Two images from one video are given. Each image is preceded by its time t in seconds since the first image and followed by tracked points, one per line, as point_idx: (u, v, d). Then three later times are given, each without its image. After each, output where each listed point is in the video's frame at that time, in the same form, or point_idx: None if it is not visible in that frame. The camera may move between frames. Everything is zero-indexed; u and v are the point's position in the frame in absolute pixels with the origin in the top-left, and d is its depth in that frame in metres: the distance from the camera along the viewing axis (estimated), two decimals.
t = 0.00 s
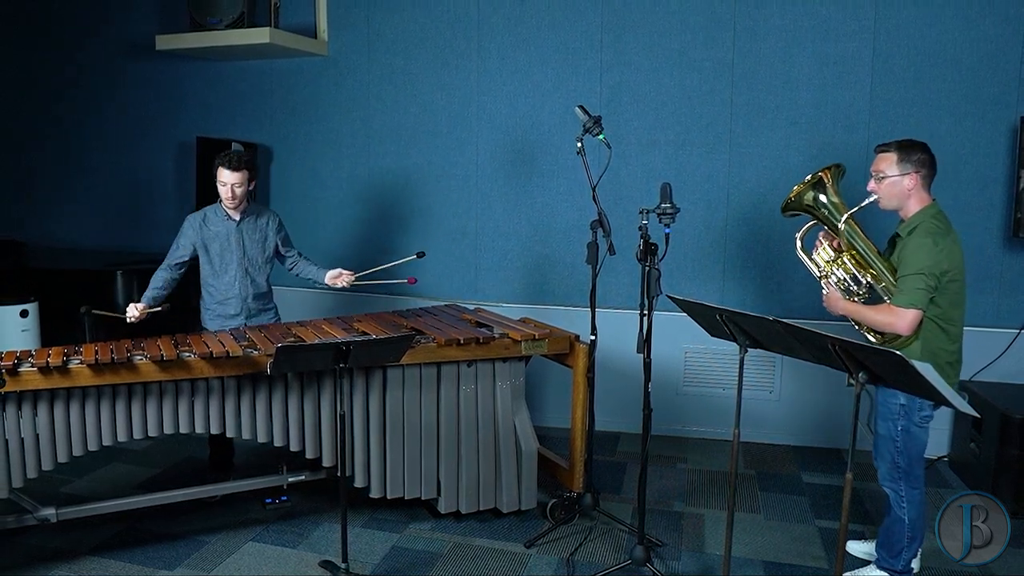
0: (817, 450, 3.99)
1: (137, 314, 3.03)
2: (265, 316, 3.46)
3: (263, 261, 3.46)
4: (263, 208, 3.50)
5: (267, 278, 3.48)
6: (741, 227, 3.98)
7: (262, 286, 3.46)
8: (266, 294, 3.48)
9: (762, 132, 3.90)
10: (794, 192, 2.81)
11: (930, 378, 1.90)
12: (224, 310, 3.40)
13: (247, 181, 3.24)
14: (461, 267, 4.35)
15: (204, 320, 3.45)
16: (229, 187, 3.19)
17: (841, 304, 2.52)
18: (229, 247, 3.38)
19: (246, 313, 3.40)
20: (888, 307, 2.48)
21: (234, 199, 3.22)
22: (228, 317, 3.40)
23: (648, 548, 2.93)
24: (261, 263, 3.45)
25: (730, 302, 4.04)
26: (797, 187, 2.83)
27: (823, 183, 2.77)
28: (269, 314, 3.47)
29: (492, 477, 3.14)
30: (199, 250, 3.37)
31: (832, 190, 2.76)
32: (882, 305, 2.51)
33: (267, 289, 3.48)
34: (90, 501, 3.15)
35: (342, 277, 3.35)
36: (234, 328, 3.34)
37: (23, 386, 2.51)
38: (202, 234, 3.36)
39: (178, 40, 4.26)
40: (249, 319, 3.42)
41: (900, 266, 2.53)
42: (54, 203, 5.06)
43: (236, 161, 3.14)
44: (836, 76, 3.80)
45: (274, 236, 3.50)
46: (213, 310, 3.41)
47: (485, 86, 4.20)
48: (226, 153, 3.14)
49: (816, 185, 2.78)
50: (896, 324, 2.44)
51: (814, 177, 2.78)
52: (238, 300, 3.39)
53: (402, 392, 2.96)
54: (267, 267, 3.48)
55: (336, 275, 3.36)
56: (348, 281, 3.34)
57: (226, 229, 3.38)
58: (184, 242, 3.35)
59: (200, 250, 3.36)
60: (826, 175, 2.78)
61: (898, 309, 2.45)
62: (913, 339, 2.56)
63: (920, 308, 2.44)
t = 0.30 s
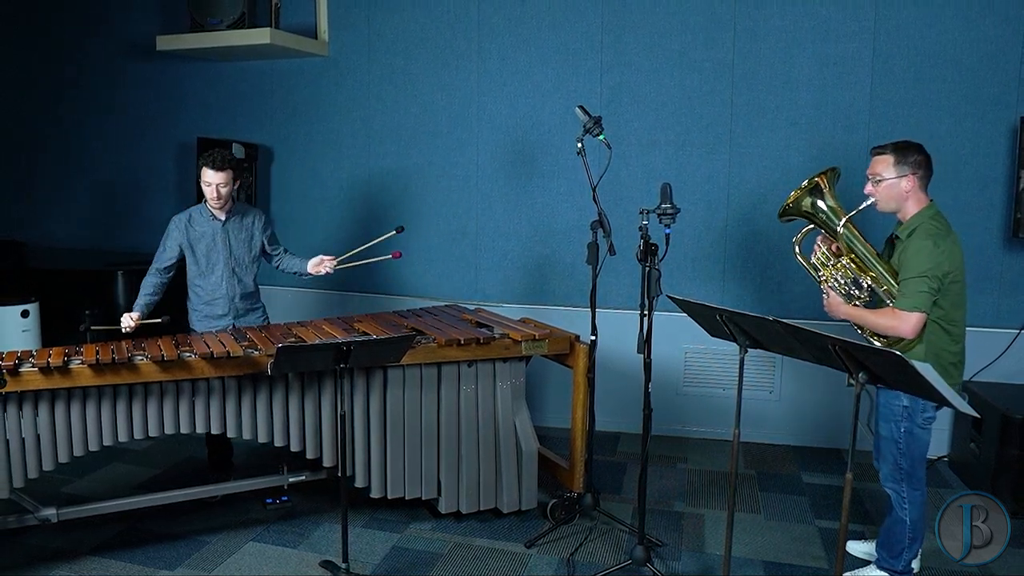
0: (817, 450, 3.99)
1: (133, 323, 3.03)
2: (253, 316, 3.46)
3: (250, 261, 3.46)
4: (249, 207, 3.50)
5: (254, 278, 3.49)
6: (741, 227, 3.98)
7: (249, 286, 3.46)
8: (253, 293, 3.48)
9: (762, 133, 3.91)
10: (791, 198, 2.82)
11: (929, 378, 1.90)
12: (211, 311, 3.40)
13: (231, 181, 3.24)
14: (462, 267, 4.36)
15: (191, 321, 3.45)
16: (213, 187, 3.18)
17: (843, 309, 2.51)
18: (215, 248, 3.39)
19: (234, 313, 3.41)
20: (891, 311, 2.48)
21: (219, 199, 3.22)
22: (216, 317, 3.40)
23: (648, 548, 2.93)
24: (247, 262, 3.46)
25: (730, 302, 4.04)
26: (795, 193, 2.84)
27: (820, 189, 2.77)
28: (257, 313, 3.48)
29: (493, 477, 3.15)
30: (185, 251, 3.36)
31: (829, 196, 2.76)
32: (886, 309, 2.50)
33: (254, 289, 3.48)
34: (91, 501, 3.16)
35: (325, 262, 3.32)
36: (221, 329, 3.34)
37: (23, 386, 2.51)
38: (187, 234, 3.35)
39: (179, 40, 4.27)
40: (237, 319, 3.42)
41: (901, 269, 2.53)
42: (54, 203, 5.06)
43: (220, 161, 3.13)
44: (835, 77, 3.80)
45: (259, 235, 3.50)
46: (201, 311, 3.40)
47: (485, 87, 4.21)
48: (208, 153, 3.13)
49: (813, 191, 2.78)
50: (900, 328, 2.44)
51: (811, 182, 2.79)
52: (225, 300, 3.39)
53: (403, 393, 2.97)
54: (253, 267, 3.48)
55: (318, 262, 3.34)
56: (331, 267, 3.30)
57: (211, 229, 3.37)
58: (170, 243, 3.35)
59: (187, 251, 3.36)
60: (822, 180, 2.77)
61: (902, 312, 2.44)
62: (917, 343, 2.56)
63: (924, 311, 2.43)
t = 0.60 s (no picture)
0: (818, 450, 4.00)
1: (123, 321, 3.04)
2: (245, 316, 3.46)
3: (241, 260, 3.46)
4: (240, 207, 3.50)
5: (246, 277, 3.48)
6: (741, 227, 3.98)
7: (241, 286, 3.46)
8: (246, 294, 3.48)
9: (762, 133, 3.91)
10: (791, 202, 2.83)
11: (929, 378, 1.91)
12: (204, 311, 3.40)
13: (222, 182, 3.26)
14: (463, 268, 4.36)
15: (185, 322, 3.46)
16: (204, 189, 3.20)
17: (844, 311, 2.50)
18: (207, 248, 3.39)
19: (226, 313, 3.40)
20: (893, 313, 2.49)
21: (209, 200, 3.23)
22: (208, 318, 3.40)
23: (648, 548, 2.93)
24: (239, 262, 3.45)
25: (730, 302, 4.04)
26: (794, 197, 2.84)
27: (818, 191, 2.78)
28: (249, 313, 3.47)
29: (493, 477, 3.15)
30: (176, 251, 3.38)
31: (828, 198, 2.76)
32: (887, 312, 2.51)
33: (246, 289, 3.48)
34: (92, 501, 3.16)
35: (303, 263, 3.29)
36: (214, 330, 3.35)
37: (24, 387, 2.51)
38: (178, 235, 3.37)
39: (180, 41, 4.27)
40: (230, 319, 3.42)
41: (902, 271, 2.53)
42: (55, 203, 5.07)
43: (209, 162, 3.16)
44: (835, 77, 3.81)
45: (251, 235, 3.50)
46: (194, 311, 3.41)
47: (486, 88, 4.21)
48: (197, 155, 3.16)
49: (812, 194, 2.79)
50: (903, 330, 2.44)
51: (810, 185, 2.79)
52: (217, 300, 3.39)
53: (404, 393, 2.97)
54: (245, 267, 3.48)
55: (299, 263, 3.30)
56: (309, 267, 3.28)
57: (202, 229, 3.38)
58: (161, 243, 3.37)
59: (178, 251, 3.37)
60: (821, 183, 2.79)
61: (904, 314, 2.45)
62: (919, 344, 2.57)
63: (926, 312, 2.44)
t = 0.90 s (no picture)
0: (818, 451, 4.00)
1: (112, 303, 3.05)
2: (242, 315, 3.46)
3: (237, 259, 3.47)
4: (234, 206, 3.50)
5: (242, 276, 3.49)
6: (741, 228, 3.99)
7: (237, 284, 3.46)
8: (242, 292, 3.49)
9: (762, 134, 3.91)
10: (792, 203, 2.82)
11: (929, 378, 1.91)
12: (201, 310, 3.40)
13: (215, 181, 3.27)
14: (463, 268, 4.36)
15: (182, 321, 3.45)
16: (197, 187, 3.21)
17: (846, 311, 2.51)
18: (202, 247, 3.39)
19: (223, 311, 3.41)
20: (894, 313, 2.49)
21: (202, 199, 3.24)
22: (205, 317, 3.40)
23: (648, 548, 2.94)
24: (235, 261, 3.46)
25: (730, 303, 4.05)
26: (794, 198, 2.84)
27: (819, 192, 2.78)
28: (246, 312, 3.48)
29: (493, 477, 3.16)
30: (172, 250, 3.38)
31: (829, 199, 2.77)
32: (888, 312, 2.51)
33: (242, 287, 3.48)
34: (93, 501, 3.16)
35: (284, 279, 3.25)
36: (212, 329, 3.34)
37: (25, 387, 2.52)
38: (173, 234, 3.37)
39: (180, 41, 4.27)
40: (227, 318, 3.42)
41: (903, 271, 2.54)
42: (55, 204, 5.07)
43: (201, 161, 3.17)
44: (835, 78, 3.81)
45: (245, 234, 3.50)
46: (190, 311, 3.41)
47: (486, 88, 4.21)
48: (190, 153, 3.18)
49: (813, 195, 2.79)
50: (904, 330, 2.44)
51: (810, 186, 2.79)
52: (214, 299, 3.40)
53: (404, 393, 2.97)
54: (240, 266, 3.48)
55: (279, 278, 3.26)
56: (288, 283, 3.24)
57: (197, 228, 3.38)
58: (156, 242, 3.37)
59: (172, 250, 3.37)
60: (821, 183, 2.79)
61: (904, 314, 2.45)
62: (919, 344, 2.57)
63: (927, 313, 2.44)
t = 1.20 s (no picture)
0: (818, 451, 4.00)
1: (110, 308, 3.00)
2: (242, 315, 3.48)
3: (236, 259, 3.47)
4: (233, 206, 3.51)
5: (241, 277, 3.50)
6: (741, 228, 3.99)
7: (237, 284, 3.48)
8: (242, 292, 3.50)
9: (763, 134, 3.92)
10: (793, 203, 2.82)
11: (929, 378, 1.92)
12: (202, 310, 3.40)
13: (214, 181, 3.27)
14: (463, 269, 4.37)
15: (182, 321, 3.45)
16: (197, 187, 3.21)
17: (847, 311, 2.51)
18: (202, 247, 3.39)
19: (224, 311, 3.42)
20: (894, 312, 2.49)
21: (202, 199, 3.24)
22: (206, 317, 3.40)
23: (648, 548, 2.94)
24: (234, 261, 3.47)
25: (730, 303, 4.05)
26: (795, 197, 2.84)
27: (821, 191, 2.78)
28: (247, 312, 3.49)
29: (493, 476, 3.16)
30: (172, 251, 3.37)
31: (830, 199, 2.77)
32: (889, 312, 2.51)
33: (242, 288, 3.50)
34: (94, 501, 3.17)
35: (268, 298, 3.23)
36: (214, 330, 3.36)
37: (26, 387, 2.52)
38: (173, 235, 3.37)
39: (181, 42, 4.28)
40: (228, 318, 3.43)
41: (903, 272, 2.54)
42: (55, 204, 5.07)
43: (200, 161, 3.17)
44: (835, 78, 3.81)
45: (244, 234, 3.51)
46: (191, 311, 3.41)
47: (487, 88, 4.22)
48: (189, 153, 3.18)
49: (814, 195, 2.79)
50: (904, 330, 2.45)
51: (811, 186, 2.79)
52: (215, 299, 3.40)
53: (405, 393, 2.98)
54: (239, 266, 3.49)
55: (266, 295, 3.23)
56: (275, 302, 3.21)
57: (197, 229, 3.38)
58: (156, 243, 3.36)
59: (172, 250, 3.37)
60: (823, 183, 2.79)
61: (904, 314, 2.45)
62: (919, 345, 2.57)
63: (927, 313, 2.44)
